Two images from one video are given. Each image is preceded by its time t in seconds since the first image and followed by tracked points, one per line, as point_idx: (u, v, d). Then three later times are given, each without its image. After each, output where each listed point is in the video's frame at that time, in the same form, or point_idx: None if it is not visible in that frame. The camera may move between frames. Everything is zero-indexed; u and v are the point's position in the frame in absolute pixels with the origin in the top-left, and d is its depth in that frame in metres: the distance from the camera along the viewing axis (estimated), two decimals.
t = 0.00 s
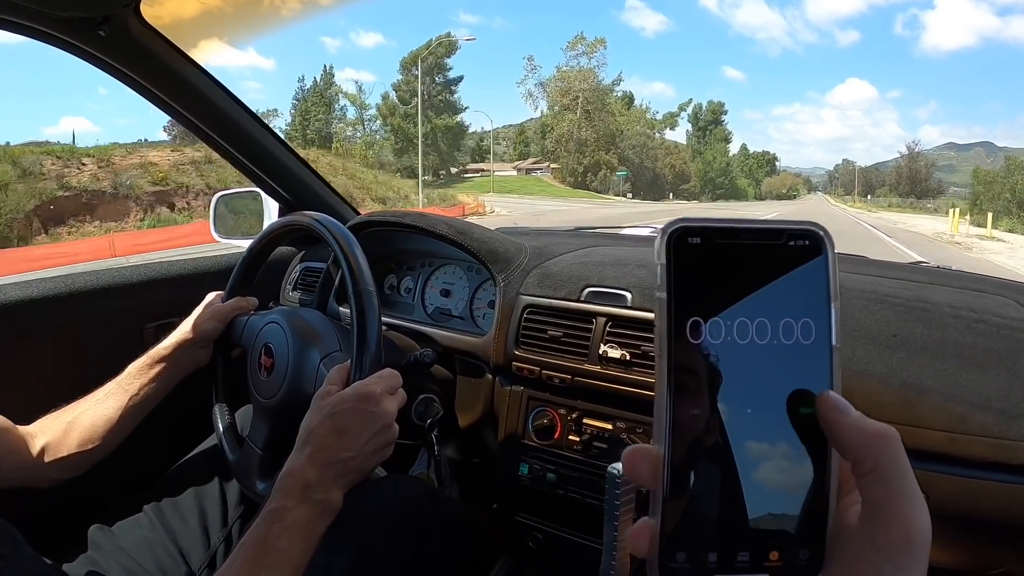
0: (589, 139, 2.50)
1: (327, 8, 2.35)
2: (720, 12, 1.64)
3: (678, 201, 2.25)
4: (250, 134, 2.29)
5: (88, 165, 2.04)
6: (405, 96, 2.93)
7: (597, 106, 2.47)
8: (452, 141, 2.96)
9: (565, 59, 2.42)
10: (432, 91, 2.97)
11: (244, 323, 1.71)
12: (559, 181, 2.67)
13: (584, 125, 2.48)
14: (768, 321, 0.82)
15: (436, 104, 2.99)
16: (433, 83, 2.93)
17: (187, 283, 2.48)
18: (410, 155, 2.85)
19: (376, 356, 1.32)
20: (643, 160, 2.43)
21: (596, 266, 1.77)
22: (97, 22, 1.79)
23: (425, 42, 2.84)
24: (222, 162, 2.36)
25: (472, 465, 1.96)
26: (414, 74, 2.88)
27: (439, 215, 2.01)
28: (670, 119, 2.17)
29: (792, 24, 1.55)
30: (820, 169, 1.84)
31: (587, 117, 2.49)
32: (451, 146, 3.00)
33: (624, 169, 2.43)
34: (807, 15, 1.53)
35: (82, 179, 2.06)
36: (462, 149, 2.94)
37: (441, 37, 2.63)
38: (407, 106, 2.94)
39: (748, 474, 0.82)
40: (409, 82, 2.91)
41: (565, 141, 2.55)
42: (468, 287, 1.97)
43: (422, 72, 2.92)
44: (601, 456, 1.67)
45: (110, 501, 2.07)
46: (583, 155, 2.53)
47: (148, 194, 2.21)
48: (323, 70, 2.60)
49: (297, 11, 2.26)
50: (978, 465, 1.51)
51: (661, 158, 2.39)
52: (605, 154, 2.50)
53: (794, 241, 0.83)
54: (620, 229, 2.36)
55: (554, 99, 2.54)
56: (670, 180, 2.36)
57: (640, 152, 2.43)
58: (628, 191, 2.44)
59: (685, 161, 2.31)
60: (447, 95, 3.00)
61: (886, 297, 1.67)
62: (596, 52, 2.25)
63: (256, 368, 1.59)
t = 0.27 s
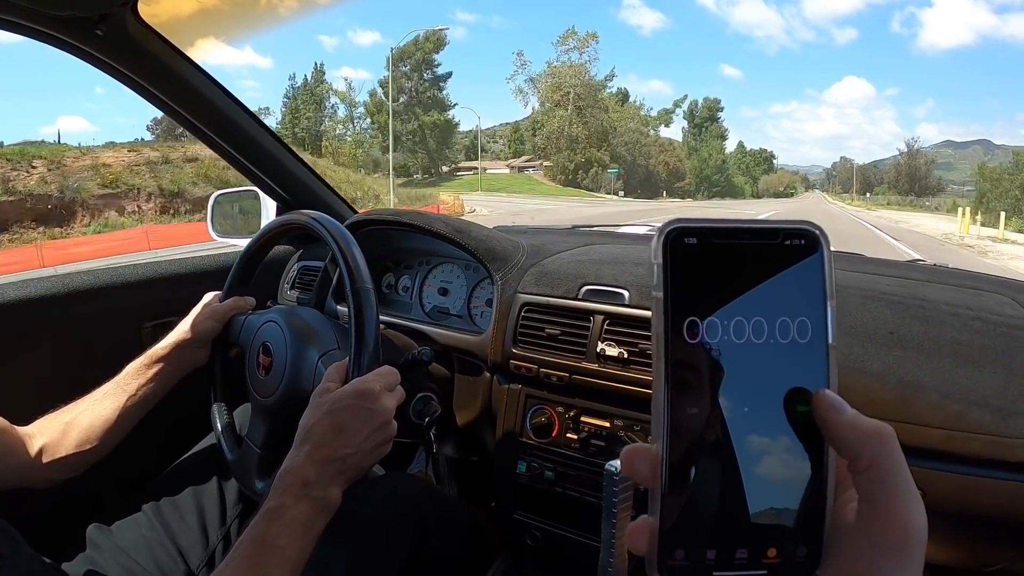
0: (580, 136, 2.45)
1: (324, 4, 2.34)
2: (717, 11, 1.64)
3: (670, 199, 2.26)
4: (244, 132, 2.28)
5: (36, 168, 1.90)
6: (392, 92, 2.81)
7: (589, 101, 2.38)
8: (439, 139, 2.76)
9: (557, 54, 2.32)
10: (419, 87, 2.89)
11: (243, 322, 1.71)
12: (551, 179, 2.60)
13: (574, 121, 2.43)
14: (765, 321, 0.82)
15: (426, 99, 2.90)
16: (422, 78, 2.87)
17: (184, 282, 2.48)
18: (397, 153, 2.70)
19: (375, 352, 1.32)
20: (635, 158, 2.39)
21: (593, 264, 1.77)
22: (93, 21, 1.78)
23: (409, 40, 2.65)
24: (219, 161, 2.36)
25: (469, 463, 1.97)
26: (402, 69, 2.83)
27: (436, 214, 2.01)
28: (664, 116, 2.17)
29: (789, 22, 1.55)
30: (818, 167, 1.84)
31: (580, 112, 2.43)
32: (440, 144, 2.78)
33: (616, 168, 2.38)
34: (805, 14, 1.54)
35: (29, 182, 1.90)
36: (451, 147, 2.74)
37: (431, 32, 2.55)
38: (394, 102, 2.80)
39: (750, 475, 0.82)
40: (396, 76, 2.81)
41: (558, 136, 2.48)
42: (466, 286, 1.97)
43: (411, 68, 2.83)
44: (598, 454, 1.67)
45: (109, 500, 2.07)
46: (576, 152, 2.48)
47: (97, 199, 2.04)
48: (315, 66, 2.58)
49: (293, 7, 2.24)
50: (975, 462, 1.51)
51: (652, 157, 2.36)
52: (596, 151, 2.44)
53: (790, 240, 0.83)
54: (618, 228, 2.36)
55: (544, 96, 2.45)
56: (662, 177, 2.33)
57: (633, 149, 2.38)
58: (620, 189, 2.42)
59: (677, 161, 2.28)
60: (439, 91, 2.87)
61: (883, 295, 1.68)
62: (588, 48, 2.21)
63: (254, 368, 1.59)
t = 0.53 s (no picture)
0: (571, 135, 2.77)
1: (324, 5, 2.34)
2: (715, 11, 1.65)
3: (667, 199, 2.32)
4: (241, 132, 2.27)
5: None
6: (381, 89, 3.02)
7: (581, 104, 2.71)
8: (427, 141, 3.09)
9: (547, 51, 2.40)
10: (408, 84, 3.18)
11: (239, 323, 1.71)
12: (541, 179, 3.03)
13: (566, 120, 2.74)
14: (758, 324, 0.82)
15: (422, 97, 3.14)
16: (411, 76, 3.18)
17: (181, 282, 2.48)
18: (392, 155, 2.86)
19: (370, 355, 1.32)
20: (627, 156, 2.60)
21: (590, 265, 1.77)
22: (91, 20, 1.78)
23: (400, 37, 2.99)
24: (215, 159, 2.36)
25: (466, 464, 1.97)
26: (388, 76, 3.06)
27: (433, 214, 2.01)
28: (660, 115, 2.18)
29: (787, 22, 1.56)
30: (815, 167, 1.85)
31: (569, 111, 2.74)
32: (429, 143, 3.09)
33: (608, 167, 2.63)
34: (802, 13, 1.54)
35: None
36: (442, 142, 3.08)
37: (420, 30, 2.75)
38: (386, 99, 3.03)
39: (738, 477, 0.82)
40: (385, 76, 3.06)
41: (546, 136, 2.79)
42: (462, 286, 1.97)
43: (400, 65, 3.13)
44: (595, 455, 1.67)
45: (105, 501, 2.06)
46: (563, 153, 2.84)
47: (41, 204, 1.97)
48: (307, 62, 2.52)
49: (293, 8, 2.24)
50: (971, 462, 1.52)
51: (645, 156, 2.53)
52: (593, 151, 2.73)
53: (784, 243, 0.83)
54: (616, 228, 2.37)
55: (537, 96, 2.64)
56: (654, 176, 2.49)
57: (624, 148, 2.60)
58: (611, 188, 2.65)
59: (672, 160, 2.37)
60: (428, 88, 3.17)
61: (879, 295, 1.68)
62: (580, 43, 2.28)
63: (250, 369, 1.59)
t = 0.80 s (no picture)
0: (562, 132, 2.55)
1: (323, 7, 2.35)
2: (713, 12, 1.66)
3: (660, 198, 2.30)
4: (240, 132, 2.28)
5: None
6: (367, 90, 2.79)
7: (574, 103, 2.50)
8: (416, 138, 2.85)
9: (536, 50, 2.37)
10: (397, 82, 2.82)
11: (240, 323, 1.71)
12: (531, 178, 2.76)
13: (557, 117, 2.52)
14: (757, 321, 0.83)
15: (410, 98, 2.79)
16: (398, 74, 2.81)
17: (180, 283, 2.48)
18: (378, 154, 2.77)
19: (371, 353, 1.32)
20: (621, 156, 2.52)
21: (589, 265, 1.78)
22: (91, 22, 1.78)
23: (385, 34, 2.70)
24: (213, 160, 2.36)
25: (466, 464, 1.97)
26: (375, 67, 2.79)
27: (433, 215, 2.01)
28: (655, 114, 2.19)
29: (785, 23, 1.57)
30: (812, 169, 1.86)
31: (560, 110, 2.53)
32: (418, 143, 2.86)
33: (600, 167, 2.51)
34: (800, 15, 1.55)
35: None
36: (430, 138, 2.85)
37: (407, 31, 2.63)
38: (370, 101, 2.79)
39: (736, 472, 0.83)
40: (371, 77, 2.79)
41: (536, 136, 2.56)
42: (462, 287, 1.98)
43: (386, 64, 2.80)
44: (594, 455, 1.68)
45: (105, 501, 2.07)
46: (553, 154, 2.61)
47: None
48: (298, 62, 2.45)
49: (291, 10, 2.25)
50: (967, 461, 1.53)
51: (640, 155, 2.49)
52: (583, 150, 2.56)
53: (784, 241, 0.83)
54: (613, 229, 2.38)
55: (527, 94, 2.50)
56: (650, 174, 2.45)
57: (616, 148, 2.52)
58: (604, 188, 2.53)
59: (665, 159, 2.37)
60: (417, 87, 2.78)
61: (876, 296, 1.69)
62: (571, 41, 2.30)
63: (251, 369, 1.60)
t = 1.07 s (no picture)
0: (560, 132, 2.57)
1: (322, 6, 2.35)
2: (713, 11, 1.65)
3: (657, 198, 2.38)
4: (240, 132, 2.27)
5: None
6: (355, 88, 2.53)
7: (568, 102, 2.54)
8: (407, 134, 2.68)
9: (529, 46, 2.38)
10: (385, 82, 2.57)
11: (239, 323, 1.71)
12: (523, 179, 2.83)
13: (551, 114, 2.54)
14: (753, 327, 0.82)
15: (400, 97, 2.55)
16: (388, 73, 2.56)
17: (179, 283, 2.48)
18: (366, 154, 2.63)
19: (369, 355, 1.32)
20: (615, 155, 2.66)
21: (588, 265, 1.77)
22: (89, 21, 1.78)
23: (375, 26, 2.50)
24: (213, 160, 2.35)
25: (465, 463, 1.97)
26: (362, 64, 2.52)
27: (432, 214, 2.01)
28: (653, 112, 2.19)
29: (785, 22, 1.56)
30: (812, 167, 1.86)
31: (554, 108, 2.55)
32: (408, 143, 2.70)
33: (595, 166, 2.61)
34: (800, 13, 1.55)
35: None
36: (420, 138, 2.68)
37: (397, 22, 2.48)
38: (359, 99, 2.55)
39: (732, 478, 0.83)
40: (359, 73, 2.52)
41: (530, 134, 2.54)
42: (461, 286, 1.98)
43: (375, 61, 2.55)
44: (593, 455, 1.67)
45: (105, 502, 2.06)
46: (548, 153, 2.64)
47: None
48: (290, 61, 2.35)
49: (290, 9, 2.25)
50: (968, 461, 1.52)
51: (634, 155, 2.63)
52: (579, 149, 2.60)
53: (780, 247, 0.83)
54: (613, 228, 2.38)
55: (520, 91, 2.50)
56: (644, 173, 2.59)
57: (611, 146, 2.64)
58: (596, 189, 2.68)
59: (662, 159, 2.46)
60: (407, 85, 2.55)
61: (876, 295, 1.68)
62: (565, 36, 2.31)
63: (249, 369, 1.59)
